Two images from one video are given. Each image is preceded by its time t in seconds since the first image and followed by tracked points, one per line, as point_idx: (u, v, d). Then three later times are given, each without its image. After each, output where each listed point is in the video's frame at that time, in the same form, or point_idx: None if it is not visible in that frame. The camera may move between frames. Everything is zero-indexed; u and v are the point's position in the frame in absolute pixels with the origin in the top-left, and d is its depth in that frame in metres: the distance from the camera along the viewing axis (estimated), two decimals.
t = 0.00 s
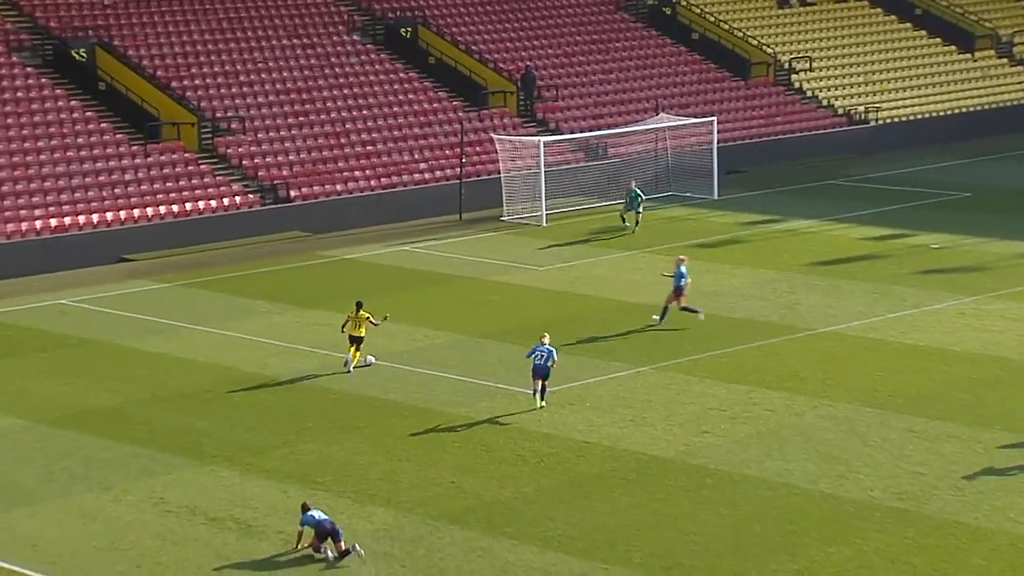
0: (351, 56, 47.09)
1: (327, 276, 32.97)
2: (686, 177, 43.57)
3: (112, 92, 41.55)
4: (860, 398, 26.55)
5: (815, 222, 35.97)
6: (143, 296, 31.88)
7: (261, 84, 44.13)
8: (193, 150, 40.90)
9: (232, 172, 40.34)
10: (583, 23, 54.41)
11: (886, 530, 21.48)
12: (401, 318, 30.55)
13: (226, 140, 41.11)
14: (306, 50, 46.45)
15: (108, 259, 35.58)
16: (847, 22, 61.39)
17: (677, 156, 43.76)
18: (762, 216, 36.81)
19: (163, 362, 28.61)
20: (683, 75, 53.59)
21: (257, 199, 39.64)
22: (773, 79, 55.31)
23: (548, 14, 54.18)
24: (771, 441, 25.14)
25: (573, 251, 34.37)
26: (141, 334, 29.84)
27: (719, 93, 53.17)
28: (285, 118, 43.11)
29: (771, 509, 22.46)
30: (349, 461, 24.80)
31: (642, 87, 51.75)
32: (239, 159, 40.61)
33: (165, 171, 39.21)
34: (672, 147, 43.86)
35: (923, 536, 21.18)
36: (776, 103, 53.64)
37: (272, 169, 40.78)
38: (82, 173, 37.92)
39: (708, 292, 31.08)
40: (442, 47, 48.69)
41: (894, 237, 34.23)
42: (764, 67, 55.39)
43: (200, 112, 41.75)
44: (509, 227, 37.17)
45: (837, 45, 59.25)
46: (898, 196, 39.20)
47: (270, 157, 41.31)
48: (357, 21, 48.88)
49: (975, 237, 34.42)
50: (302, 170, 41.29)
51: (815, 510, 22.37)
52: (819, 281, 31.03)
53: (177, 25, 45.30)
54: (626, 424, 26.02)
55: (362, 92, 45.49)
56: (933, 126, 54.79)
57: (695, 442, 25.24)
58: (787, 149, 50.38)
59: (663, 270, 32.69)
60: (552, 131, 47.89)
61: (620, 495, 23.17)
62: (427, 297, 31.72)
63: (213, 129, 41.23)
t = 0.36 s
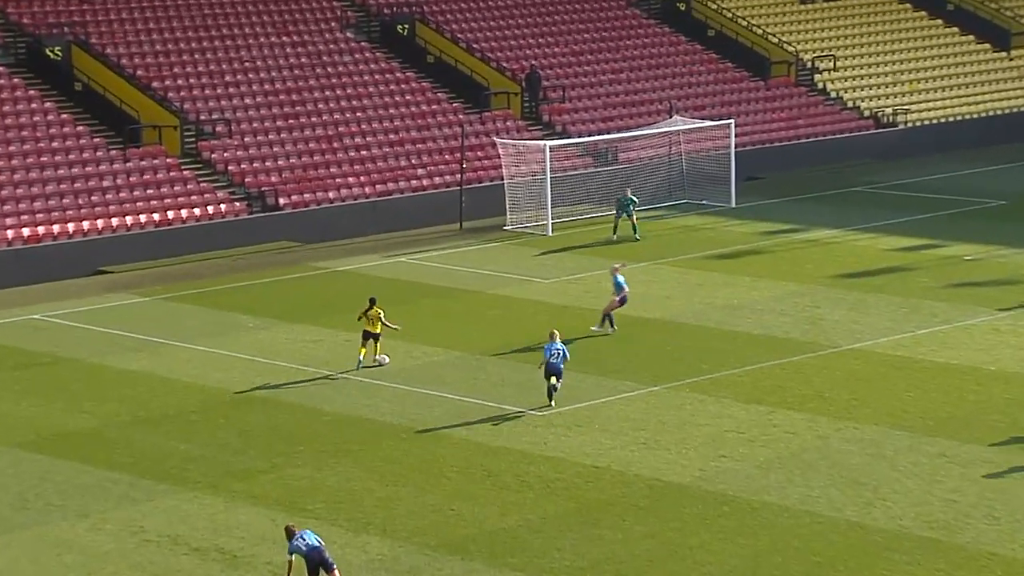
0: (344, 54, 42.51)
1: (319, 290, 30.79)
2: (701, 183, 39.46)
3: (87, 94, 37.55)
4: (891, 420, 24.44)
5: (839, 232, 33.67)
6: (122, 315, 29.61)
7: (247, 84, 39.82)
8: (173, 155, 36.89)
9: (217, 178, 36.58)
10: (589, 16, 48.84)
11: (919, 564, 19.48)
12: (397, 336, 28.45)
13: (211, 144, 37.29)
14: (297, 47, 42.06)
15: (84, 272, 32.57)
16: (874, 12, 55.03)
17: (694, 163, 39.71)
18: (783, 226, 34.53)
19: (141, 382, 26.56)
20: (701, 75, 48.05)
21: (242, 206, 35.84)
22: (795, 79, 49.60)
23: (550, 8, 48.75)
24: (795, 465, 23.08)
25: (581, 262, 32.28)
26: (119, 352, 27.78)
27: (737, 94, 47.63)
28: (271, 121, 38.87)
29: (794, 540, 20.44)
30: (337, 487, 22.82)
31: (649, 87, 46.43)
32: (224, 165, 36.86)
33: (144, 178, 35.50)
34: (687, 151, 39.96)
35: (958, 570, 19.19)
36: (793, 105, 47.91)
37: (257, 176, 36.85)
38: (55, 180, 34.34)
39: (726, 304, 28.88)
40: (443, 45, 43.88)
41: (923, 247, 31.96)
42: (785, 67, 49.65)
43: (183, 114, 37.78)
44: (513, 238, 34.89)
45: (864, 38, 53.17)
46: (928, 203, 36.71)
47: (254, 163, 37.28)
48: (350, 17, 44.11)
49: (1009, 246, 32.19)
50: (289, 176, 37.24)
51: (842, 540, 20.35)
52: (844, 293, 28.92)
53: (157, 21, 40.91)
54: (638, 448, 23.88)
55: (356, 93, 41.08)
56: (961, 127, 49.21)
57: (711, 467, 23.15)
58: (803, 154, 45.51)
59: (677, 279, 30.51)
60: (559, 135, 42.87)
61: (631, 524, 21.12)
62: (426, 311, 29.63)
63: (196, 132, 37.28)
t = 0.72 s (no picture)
0: (336, 52, 41.08)
1: (309, 299, 29.16)
2: (714, 190, 37.42)
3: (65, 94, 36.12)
4: (915, 439, 22.86)
5: (856, 241, 32.20)
6: (100, 328, 28.01)
7: (233, 84, 38.34)
8: (156, 159, 35.43)
9: (200, 184, 34.96)
10: (595, 14, 47.07)
11: None
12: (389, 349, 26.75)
13: (195, 147, 35.69)
14: (285, 46, 40.56)
15: (61, 282, 30.95)
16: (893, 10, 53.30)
17: (706, 167, 37.78)
18: (797, 235, 33.01)
19: (120, 398, 25.04)
20: (710, 74, 46.30)
21: (229, 214, 34.24)
22: (810, 78, 47.87)
23: (554, 4, 47.06)
24: (814, 485, 21.47)
25: (584, 271, 30.68)
26: (98, 367, 26.29)
27: (751, 94, 45.75)
28: (260, 123, 37.40)
29: (813, 565, 18.86)
30: (325, 509, 21.18)
31: (659, 87, 44.71)
32: (209, 170, 35.25)
33: (126, 183, 33.99)
34: (698, 155, 38.00)
35: None
36: (811, 106, 46.17)
37: (244, 180, 35.34)
38: (30, 184, 32.86)
39: (738, 317, 27.32)
40: (442, 42, 42.24)
41: (944, 257, 30.45)
42: (801, 67, 47.81)
43: (166, 115, 36.19)
44: (513, 246, 33.36)
45: (883, 39, 51.47)
46: (950, 209, 35.20)
47: (242, 167, 35.78)
48: (342, 14, 42.61)
49: None
50: (278, 181, 35.72)
51: (865, 565, 18.78)
52: (864, 304, 27.53)
53: (139, 18, 39.45)
54: (646, 468, 22.29)
55: (349, 94, 39.57)
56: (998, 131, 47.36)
57: (723, 488, 21.53)
58: (833, 156, 43.32)
59: (685, 290, 28.94)
60: (562, 138, 41.28)
61: (638, 548, 19.52)
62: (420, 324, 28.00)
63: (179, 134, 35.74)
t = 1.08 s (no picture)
0: (319, 52, 39.51)
1: (291, 311, 27.82)
2: (713, 194, 36.25)
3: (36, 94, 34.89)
4: (929, 455, 21.67)
5: (862, 249, 31.07)
6: (72, 339, 26.79)
7: (212, 84, 36.87)
8: (131, 163, 34.10)
9: (178, 188, 33.70)
10: (592, 9, 45.01)
11: None
12: (374, 362, 25.46)
13: (171, 150, 34.42)
14: (266, 44, 39.02)
15: (30, 292, 29.73)
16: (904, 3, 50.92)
17: (705, 171, 36.64)
18: (801, 242, 31.88)
19: (92, 413, 23.78)
20: (713, 75, 44.17)
21: (207, 220, 32.99)
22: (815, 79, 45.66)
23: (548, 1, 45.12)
24: (823, 503, 20.30)
25: (579, 281, 29.46)
26: (69, 381, 24.95)
27: (754, 95, 43.67)
28: (239, 125, 35.95)
29: None
30: (307, 529, 19.96)
31: (657, 87, 42.67)
32: (186, 174, 33.98)
33: (99, 188, 32.69)
34: (697, 159, 36.85)
35: None
36: (814, 107, 44.01)
37: (223, 185, 33.94)
38: None
39: (740, 328, 26.18)
40: (430, 42, 40.69)
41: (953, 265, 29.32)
42: (806, 67, 45.64)
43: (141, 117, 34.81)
44: (503, 255, 32.17)
45: (900, 30, 49.32)
46: (957, 216, 34.07)
47: (221, 171, 34.38)
48: (325, 11, 40.93)
49: None
50: (259, 186, 34.32)
51: None
52: (872, 315, 26.43)
53: (115, 15, 37.92)
54: (646, 486, 21.08)
55: (333, 94, 38.06)
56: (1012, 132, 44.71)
57: (725, 507, 20.33)
58: (833, 159, 41.16)
59: (685, 300, 27.80)
60: (556, 142, 39.62)
61: (636, 571, 18.33)
62: (407, 335, 26.69)
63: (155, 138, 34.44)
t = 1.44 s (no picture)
0: (289, 52, 37.66)
1: (262, 326, 26.55)
2: (702, 200, 35.32)
3: None
4: (932, 472, 20.47)
5: (856, 259, 29.98)
6: (28, 355, 25.41)
7: (177, 85, 35.06)
8: (92, 168, 32.33)
9: (140, 196, 32.00)
10: (575, 7, 43.05)
11: None
12: (348, 377, 24.14)
13: (133, 155, 32.56)
14: (233, 44, 37.14)
15: None
16: None
17: (693, 177, 35.55)
18: (794, 252, 30.79)
19: (51, 432, 22.51)
20: (703, 78, 41.98)
21: (172, 228, 31.35)
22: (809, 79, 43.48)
23: None
24: (823, 523, 19.08)
25: (562, 292, 28.34)
26: (27, 398, 23.66)
27: (744, 97, 41.67)
28: (206, 128, 34.17)
29: None
30: (272, 553, 18.66)
31: (644, 88, 40.68)
32: (150, 180, 32.24)
33: (57, 193, 31.03)
34: (685, 164, 35.76)
35: None
36: (809, 110, 41.77)
37: (188, 192, 32.22)
38: None
39: (731, 343, 25.04)
40: (405, 41, 38.80)
41: (952, 275, 28.23)
42: (800, 67, 43.46)
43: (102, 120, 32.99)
44: (483, 266, 30.88)
45: (898, 28, 47.08)
46: (954, 224, 32.99)
47: (186, 177, 32.65)
48: (294, 9, 39.04)
49: None
50: (226, 193, 32.58)
51: None
52: (868, 328, 25.35)
53: (75, 13, 36.07)
54: (633, 508, 19.84)
55: (304, 97, 36.24)
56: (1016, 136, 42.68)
57: (716, 528, 19.07)
58: (832, 165, 38.98)
59: (674, 314, 26.66)
60: (537, 147, 37.79)
61: None
62: (382, 348, 25.40)
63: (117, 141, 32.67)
